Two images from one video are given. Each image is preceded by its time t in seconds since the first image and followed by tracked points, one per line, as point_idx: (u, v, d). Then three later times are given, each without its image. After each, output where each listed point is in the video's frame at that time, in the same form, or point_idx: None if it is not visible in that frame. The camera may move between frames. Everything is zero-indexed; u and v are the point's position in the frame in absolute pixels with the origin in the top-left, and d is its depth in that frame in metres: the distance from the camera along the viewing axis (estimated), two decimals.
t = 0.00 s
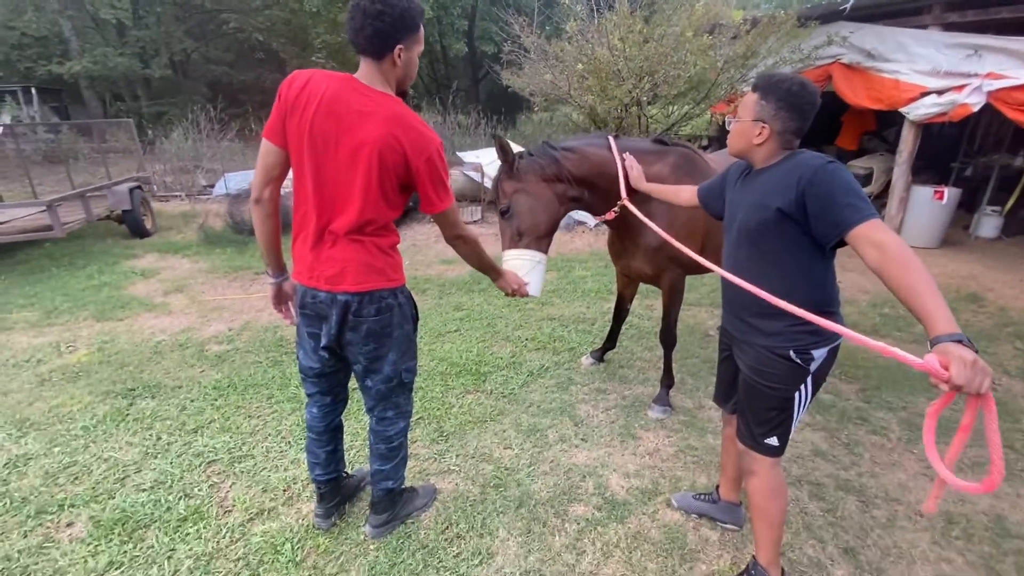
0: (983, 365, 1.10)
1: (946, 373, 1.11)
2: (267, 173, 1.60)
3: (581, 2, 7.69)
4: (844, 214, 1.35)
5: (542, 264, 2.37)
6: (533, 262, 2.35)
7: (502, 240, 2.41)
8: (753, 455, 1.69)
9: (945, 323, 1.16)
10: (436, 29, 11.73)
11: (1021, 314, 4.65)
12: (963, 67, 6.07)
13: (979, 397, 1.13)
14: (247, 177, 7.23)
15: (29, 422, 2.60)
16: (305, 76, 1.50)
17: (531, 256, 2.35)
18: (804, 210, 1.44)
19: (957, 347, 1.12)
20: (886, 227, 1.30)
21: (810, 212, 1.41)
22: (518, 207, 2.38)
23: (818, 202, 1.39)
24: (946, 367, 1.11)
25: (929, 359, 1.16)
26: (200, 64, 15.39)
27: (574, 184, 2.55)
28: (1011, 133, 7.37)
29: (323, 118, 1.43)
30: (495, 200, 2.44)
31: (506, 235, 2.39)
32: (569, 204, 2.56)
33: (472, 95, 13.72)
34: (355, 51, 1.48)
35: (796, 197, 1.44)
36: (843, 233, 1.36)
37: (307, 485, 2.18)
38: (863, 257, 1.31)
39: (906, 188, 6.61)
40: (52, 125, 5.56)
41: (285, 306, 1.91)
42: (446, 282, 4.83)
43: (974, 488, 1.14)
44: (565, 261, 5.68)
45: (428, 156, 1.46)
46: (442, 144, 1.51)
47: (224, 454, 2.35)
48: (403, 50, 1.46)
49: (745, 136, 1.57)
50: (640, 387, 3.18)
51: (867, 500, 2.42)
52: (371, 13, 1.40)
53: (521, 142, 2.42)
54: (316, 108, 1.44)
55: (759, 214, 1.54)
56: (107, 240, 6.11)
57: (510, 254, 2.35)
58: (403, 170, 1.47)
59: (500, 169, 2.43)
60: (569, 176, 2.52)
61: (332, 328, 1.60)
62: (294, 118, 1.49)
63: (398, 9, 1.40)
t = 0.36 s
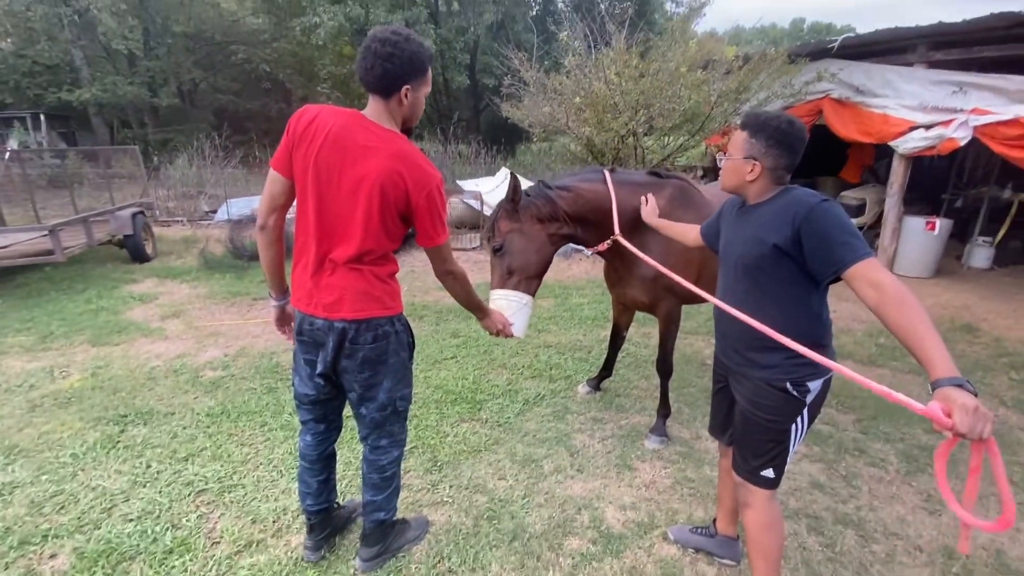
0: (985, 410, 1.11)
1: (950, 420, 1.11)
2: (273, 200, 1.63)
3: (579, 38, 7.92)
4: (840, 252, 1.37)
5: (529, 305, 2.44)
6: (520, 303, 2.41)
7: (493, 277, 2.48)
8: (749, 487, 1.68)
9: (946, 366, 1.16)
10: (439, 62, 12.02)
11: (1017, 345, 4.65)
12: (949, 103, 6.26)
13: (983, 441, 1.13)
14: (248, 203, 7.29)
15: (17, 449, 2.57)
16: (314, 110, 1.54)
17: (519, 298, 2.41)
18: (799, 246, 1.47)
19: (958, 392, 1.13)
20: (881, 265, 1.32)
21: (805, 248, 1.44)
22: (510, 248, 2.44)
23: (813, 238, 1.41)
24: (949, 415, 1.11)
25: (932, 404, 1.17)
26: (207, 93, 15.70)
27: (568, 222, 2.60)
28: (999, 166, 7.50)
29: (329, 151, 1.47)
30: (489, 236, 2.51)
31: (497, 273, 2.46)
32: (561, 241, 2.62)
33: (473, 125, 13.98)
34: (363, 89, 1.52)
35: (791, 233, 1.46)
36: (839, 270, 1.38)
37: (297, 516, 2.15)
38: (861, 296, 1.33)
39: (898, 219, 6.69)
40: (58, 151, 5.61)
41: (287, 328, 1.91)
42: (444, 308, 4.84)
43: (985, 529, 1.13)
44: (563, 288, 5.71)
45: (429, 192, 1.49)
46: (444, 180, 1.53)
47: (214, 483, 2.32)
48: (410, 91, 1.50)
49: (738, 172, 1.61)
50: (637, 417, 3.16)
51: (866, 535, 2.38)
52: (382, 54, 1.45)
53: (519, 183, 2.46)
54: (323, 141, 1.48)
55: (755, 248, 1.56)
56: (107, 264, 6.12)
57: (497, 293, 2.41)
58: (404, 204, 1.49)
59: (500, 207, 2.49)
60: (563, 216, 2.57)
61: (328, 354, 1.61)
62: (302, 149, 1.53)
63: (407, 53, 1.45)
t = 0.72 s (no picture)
0: (920, 445, 1.11)
1: (887, 454, 1.12)
2: (222, 218, 1.56)
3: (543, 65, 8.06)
4: (791, 281, 1.38)
5: (501, 329, 2.32)
6: (491, 327, 2.30)
7: (460, 306, 2.40)
8: (705, 513, 1.66)
9: (884, 399, 1.17)
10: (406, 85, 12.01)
11: (961, 363, 4.84)
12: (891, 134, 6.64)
13: (917, 475, 1.14)
14: (203, 223, 7.05)
15: None
16: (272, 129, 1.50)
17: (489, 323, 2.30)
18: (753, 273, 1.48)
19: (894, 426, 1.14)
20: (829, 296, 1.34)
21: (758, 276, 1.45)
22: (471, 272, 2.39)
23: (766, 267, 1.42)
24: (887, 449, 1.12)
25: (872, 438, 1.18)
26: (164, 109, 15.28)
27: (528, 249, 2.58)
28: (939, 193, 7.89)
29: (281, 170, 1.42)
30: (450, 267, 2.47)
31: (462, 300, 2.39)
32: (525, 269, 2.58)
33: (440, 147, 14.03)
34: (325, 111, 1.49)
35: (745, 260, 1.47)
36: (789, 299, 1.39)
37: (239, 557, 2.01)
38: (808, 325, 1.35)
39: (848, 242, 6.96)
40: None
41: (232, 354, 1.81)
42: (406, 331, 4.74)
43: (920, 562, 1.12)
44: (528, 309, 5.68)
45: (385, 215, 1.42)
46: (403, 204, 1.47)
47: (148, 523, 2.16)
48: (371, 114, 1.46)
49: (695, 199, 1.62)
50: (601, 441, 3.12)
51: (826, 556, 2.39)
52: (344, 77, 1.41)
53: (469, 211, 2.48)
54: (277, 159, 1.43)
55: (710, 274, 1.57)
56: (45, 286, 5.78)
57: (467, 322, 2.32)
58: (358, 226, 1.43)
59: (453, 238, 2.48)
60: (522, 242, 2.56)
61: (271, 382, 1.53)
62: (255, 167, 1.48)
63: (369, 76, 1.42)
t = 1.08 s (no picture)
0: (897, 442, 1.12)
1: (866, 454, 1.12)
2: (175, 232, 1.50)
3: (518, 63, 8.04)
4: (765, 279, 1.37)
5: (468, 307, 2.36)
6: (459, 306, 2.33)
7: (431, 275, 2.39)
8: (689, 512, 1.65)
9: (862, 397, 1.17)
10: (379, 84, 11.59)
11: (933, 349, 4.95)
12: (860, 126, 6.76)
13: (895, 472, 1.14)
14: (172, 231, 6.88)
15: None
16: (216, 135, 1.44)
17: (457, 301, 2.33)
18: (727, 270, 1.47)
19: (873, 424, 1.14)
20: (803, 292, 1.33)
21: (732, 273, 1.44)
22: (450, 244, 2.37)
23: (740, 264, 1.41)
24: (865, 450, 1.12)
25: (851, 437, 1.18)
26: (130, 114, 14.95)
27: (511, 229, 2.56)
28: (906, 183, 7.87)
29: (230, 176, 1.36)
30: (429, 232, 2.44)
31: (435, 269, 2.37)
32: (504, 248, 2.57)
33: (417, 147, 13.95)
34: (273, 112, 1.44)
35: (719, 258, 1.46)
36: (763, 296, 1.38)
37: None
38: (784, 323, 1.34)
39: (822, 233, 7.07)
40: None
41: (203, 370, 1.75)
42: (385, 335, 4.68)
43: (903, 555, 1.12)
44: (510, 309, 5.66)
45: (345, 214, 1.38)
46: (362, 200, 1.43)
47: (117, 546, 2.09)
48: (317, 111, 1.41)
49: (668, 195, 1.61)
50: (585, 439, 3.11)
51: (808, 545, 2.41)
52: (282, 72, 1.38)
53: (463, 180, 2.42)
54: (224, 166, 1.37)
55: (686, 272, 1.56)
56: (4, 301, 5.58)
57: (434, 297, 2.32)
58: (318, 229, 1.39)
59: (441, 205, 2.43)
60: (506, 221, 2.53)
61: (240, 399, 1.48)
62: (202, 177, 1.42)
63: (310, 69, 1.37)
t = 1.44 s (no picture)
0: (894, 452, 1.10)
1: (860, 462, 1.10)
2: (168, 236, 1.47)
3: (517, 55, 7.97)
4: (771, 277, 1.34)
5: (468, 327, 2.26)
6: (459, 326, 2.23)
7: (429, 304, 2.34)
8: (696, 512, 1.63)
9: (861, 402, 1.15)
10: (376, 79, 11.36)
11: (939, 338, 4.92)
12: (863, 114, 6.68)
13: (892, 480, 1.12)
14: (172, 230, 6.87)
15: None
16: (209, 137, 1.41)
17: (456, 320, 2.23)
18: (734, 267, 1.44)
19: (871, 431, 1.12)
20: (811, 292, 1.30)
21: (740, 270, 1.41)
22: (443, 269, 2.31)
23: (747, 261, 1.38)
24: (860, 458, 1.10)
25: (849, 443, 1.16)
26: (127, 112, 14.91)
27: (503, 247, 2.52)
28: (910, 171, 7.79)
29: (223, 178, 1.33)
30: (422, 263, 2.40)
31: (432, 297, 2.31)
32: (499, 267, 2.52)
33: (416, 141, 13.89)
34: (264, 114, 1.41)
35: (727, 254, 1.43)
36: (769, 295, 1.35)
37: None
38: (790, 323, 1.31)
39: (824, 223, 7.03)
40: None
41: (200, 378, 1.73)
42: (387, 333, 4.66)
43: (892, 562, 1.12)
44: (513, 304, 5.64)
45: (342, 214, 1.35)
46: (359, 201, 1.40)
47: (123, 551, 2.08)
48: (306, 111, 1.37)
49: (676, 189, 1.57)
50: (590, 436, 3.10)
51: (817, 540, 2.39)
52: (269, 74, 1.34)
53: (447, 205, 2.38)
54: (217, 168, 1.34)
55: (693, 268, 1.53)
56: (5, 303, 5.57)
57: (435, 319, 2.24)
58: (315, 229, 1.36)
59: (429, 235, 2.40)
60: (497, 240, 2.49)
61: (237, 405, 1.46)
62: (195, 179, 1.39)
63: (298, 67, 1.33)
